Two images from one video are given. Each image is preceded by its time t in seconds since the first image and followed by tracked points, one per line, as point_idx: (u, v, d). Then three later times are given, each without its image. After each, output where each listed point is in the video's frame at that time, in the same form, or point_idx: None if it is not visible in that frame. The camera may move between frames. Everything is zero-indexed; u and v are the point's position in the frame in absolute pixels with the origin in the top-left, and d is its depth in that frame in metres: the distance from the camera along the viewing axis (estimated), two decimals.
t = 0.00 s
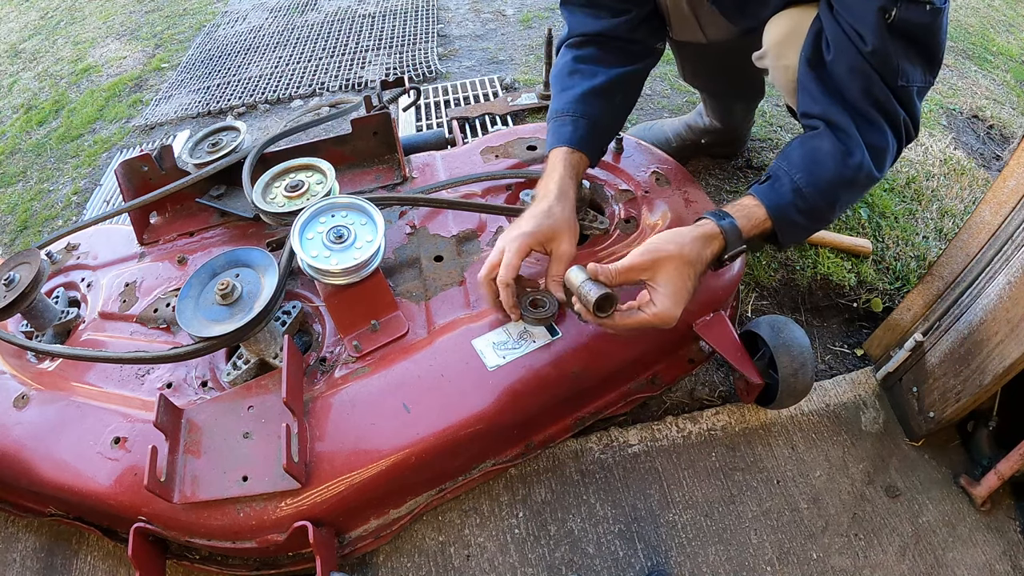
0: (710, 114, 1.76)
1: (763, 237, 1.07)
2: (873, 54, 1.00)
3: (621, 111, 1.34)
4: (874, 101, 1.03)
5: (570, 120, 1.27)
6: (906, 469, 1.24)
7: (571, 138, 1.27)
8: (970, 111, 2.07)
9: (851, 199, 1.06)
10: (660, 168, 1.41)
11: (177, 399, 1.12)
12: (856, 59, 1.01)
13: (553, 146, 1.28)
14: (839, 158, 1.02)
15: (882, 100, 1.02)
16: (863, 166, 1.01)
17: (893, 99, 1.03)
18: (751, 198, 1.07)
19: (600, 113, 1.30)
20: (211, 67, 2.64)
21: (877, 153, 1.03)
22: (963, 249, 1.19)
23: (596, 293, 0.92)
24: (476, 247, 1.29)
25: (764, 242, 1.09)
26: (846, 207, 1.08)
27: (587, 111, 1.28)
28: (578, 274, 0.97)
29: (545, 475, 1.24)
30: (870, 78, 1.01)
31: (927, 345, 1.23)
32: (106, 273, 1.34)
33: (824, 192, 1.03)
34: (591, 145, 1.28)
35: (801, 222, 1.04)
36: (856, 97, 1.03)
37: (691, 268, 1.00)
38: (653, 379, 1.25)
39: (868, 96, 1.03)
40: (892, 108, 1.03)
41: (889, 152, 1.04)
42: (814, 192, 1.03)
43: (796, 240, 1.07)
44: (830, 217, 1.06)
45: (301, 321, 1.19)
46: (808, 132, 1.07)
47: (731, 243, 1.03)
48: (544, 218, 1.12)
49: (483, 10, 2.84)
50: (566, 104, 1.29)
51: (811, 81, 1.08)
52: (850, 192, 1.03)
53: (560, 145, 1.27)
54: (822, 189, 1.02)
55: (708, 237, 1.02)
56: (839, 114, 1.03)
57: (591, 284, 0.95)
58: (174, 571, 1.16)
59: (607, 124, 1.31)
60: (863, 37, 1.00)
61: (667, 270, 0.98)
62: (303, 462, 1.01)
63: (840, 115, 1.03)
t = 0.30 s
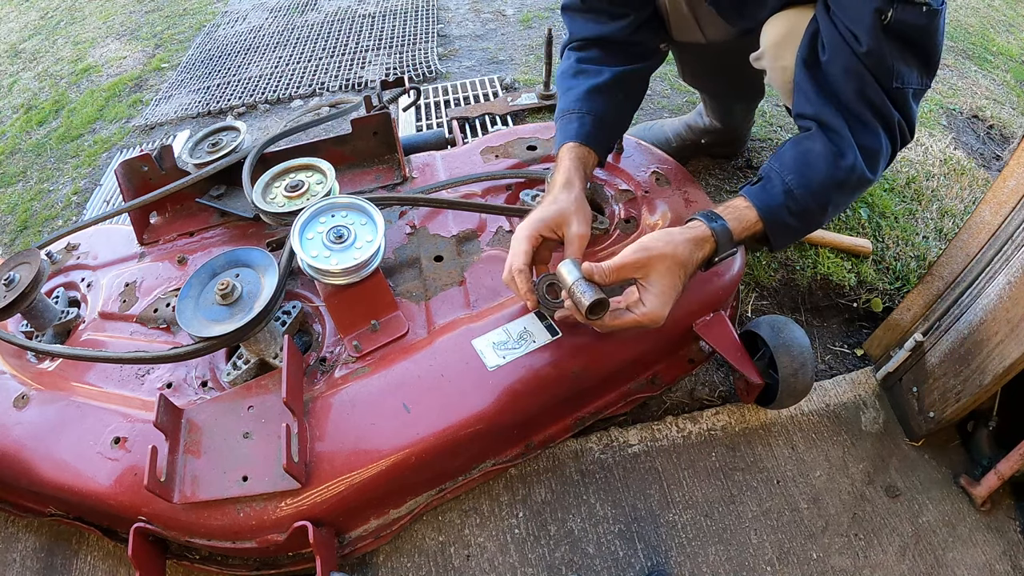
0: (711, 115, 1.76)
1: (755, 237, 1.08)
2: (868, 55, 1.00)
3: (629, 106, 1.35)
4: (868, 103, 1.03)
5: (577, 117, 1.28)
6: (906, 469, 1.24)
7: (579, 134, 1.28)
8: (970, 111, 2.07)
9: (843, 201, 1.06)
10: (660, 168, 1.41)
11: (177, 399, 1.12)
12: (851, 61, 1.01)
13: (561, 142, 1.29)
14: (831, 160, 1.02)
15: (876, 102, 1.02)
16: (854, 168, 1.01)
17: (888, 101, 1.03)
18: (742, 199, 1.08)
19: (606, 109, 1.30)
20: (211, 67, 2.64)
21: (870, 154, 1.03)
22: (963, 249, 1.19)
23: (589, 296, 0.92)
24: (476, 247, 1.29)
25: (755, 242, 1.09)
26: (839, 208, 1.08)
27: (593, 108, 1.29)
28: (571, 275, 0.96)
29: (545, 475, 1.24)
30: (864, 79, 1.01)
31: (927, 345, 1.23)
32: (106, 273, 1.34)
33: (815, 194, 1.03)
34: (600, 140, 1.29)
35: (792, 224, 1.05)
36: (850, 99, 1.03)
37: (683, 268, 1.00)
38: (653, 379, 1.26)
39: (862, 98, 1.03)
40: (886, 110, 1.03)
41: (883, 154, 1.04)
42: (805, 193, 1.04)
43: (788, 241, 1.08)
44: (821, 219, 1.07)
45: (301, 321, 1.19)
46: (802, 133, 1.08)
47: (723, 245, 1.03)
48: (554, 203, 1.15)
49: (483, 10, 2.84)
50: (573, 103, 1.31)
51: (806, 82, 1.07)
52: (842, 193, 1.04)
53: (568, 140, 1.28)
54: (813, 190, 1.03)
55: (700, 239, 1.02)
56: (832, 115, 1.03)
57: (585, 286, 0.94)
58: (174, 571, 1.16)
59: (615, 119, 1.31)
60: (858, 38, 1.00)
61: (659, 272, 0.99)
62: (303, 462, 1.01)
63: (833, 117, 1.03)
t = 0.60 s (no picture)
0: (711, 114, 1.76)
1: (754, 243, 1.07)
2: (865, 56, 1.00)
3: (636, 105, 1.35)
4: (865, 105, 1.03)
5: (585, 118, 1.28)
6: (906, 469, 1.24)
7: (588, 135, 1.28)
8: (970, 111, 2.07)
9: (840, 204, 1.06)
10: (660, 168, 1.41)
11: (177, 399, 1.12)
12: (849, 62, 1.01)
13: (570, 143, 1.29)
14: (828, 162, 1.02)
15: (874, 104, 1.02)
16: (851, 170, 1.01)
17: (885, 103, 1.03)
18: (739, 203, 1.08)
19: (614, 109, 1.31)
20: (211, 67, 2.64)
21: (867, 156, 1.03)
22: (963, 249, 1.19)
23: (596, 316, 0.94)
24: (476, 247, 1.29)
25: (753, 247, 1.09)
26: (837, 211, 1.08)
27: (601, 108, 1.29)
28: (577, 288, 0.97)
29: (545, 475, 1.24)
30: (861, 81, 1.01)
31: (926, 345, 1.23)
32: (105, 273, 1.34)
33: (812, 196, 1.03)
34: (609, 140, 1.29)
35: (789, 227, 1.05)
36: (847, 100, 1.03)
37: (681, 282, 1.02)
38: (653, 379, 1.26)
39: (859, 100, 1.02)
40: (884, 111, 1.03)
41: (879, 156, 1.04)
42: (802, 196, 1.03)
43: (785, 244, 1.08)
44: (819, 222, 1.07)
45: (301, 321, 1.19)
46: (799, 135, 1.08)
47: (722, 252, 1.03)
48: (568, 193, 1.18)
49: (483, 10, 2.84)
50: (580, 103, 1.30)
51: (804, 84, 1.07)
52: (839, 196, 1.04)
53: (577, 141, 1.28)
54: (810, 193, 1.03)
55: (702, 251, 1.02)
56: (829, 117, 1.03)
57: (589, 301, 0.96)
58: (174, 571, 1.16)
59: (622, 118, 1.32)
60: (856, 39, 1.00)
61: (659, 286, 1.00)
62: (303, 462, 1.01)
63: (830, 119, 1.03)
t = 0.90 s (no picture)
0: (711, 114, 1.76)
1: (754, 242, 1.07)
2: (864, 57, 1.00)
3: (633, 102, 1.35)
4: (864, 106, 1.03)
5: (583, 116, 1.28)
6: (906, 469, 1.24)
7: (584, 130, 1.28)
8: (970, 111, 2.07)
9: (839, 204, 1.06)
10: (660, 168, 1.41)
11: (177, 399, 1.12)
12: (848, 63, 1.01)
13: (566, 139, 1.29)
14: (829, 163, 1.02)
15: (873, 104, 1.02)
16: (851, 172, 1.02)
17: (884, 103, 1.03)
18: (739, 203, 1.07)
19: (611, 105, 1.31)
20: (211, 67, 2.64)
21: (866, 157, 1.03)
22: (963, 249, 1.19)
23: (607, 320, 0.94)
24: (476, 247, 1.29)
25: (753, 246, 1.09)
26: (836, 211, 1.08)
27: (598, 104, 1.29)
28: (581, 291, 0.96)
29: (545, 475, 1.24)
30: (860, 81, 1.01)
31: (927, 345, 1.23)
32: (106, 273, 1.34)
33: (812, 197, 1.03)
34: (605, 138, 1.30)
35: (789, 226, 1.05)
36: (847, 101, 1.03)
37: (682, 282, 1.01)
38: (653, 379, 1.26)
39: (858, 101, 1.03)
40: (883, 112, 1.03)
41: (879, 156, 1.04)
42: (802, 196, 1.03)
43: (784, 244, 1.08)
44: (818, 222, 1.07)
45: (301, 321, 1.19)
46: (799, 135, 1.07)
47: (724, 253, 1.02)
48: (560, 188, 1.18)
49: (483, 10, 2.84)
50: (578, 100, 1.30)
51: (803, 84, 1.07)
52: (839, 196, 1.04)
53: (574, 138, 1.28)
54: (810, 194, 1.03)
55: (705, 255, 1.01)
56: (829, 118, 1.03)
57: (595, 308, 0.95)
58: (174, 571, 1.16)
59: (619, 116, 1.32)
60: (855, 40, 1.00)
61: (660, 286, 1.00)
62: (303, 462, 1.01)
63: (830, 119, 1.03)
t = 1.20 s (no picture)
0: (711, 114, 1.76)
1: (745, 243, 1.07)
2: (857, 52, 0.98)
3: (619, 113, 1.34)
4: (856, 102, 1.01)
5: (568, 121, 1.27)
6: (906, 469, 1.24)
7: (568, 142, 1.27)
8: (970, 111, 2.07)
9: (830, 202, 1.05)
10: (660, 168, 1.41)
11: (178, 399, 1.12)
12: (841, 57, 1.00)
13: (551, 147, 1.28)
14: (816, 158, 1.02)
15: (865, 99, 1.00)
16: (839, 164, 1.00)
17: (878, 99, 1.01)
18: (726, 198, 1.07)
19: (599, 111, 1.30)
20: (211, 67, 2.64)
21: (857, 153, 1.02)
22: (963, 249, 1.19)
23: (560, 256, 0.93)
24: (476, 247, 1.29)
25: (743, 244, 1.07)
26: (828, 209, 1.06)
27: (583, 113, 1.28)
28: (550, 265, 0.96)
29: (545, 475, 1.24)
30: (852, 76, 1.00)
31: (927, 345, 1.23)
32: (106, 273, 1.34)
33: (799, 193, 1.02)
34: (591, 144, 1.29)
35: (776, 222, 1.04)
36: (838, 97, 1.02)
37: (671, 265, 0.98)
38: (653, 379, 1.26)
39: (850, 98, 1.01)
40: (876, 107, 1.01)
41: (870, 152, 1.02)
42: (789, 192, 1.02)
43: (775, 242, 1.07)
44: (808, 219, 1.06)
45: (301, 321, 1.19)
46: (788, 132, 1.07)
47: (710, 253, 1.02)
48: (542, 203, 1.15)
49: (483, 10, 2.84)
50: (565, 105, 1.29)
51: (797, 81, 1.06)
52: (828, 192, 1.02)
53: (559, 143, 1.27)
54: (797, 188, 1.02)
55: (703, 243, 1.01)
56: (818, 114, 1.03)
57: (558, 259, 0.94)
58: (174, 571, 1.16)
59: (605, 126, 1.30)
60: (848, 34, 0.99)
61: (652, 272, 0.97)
62: (303, 462, 1.01)
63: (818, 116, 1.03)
